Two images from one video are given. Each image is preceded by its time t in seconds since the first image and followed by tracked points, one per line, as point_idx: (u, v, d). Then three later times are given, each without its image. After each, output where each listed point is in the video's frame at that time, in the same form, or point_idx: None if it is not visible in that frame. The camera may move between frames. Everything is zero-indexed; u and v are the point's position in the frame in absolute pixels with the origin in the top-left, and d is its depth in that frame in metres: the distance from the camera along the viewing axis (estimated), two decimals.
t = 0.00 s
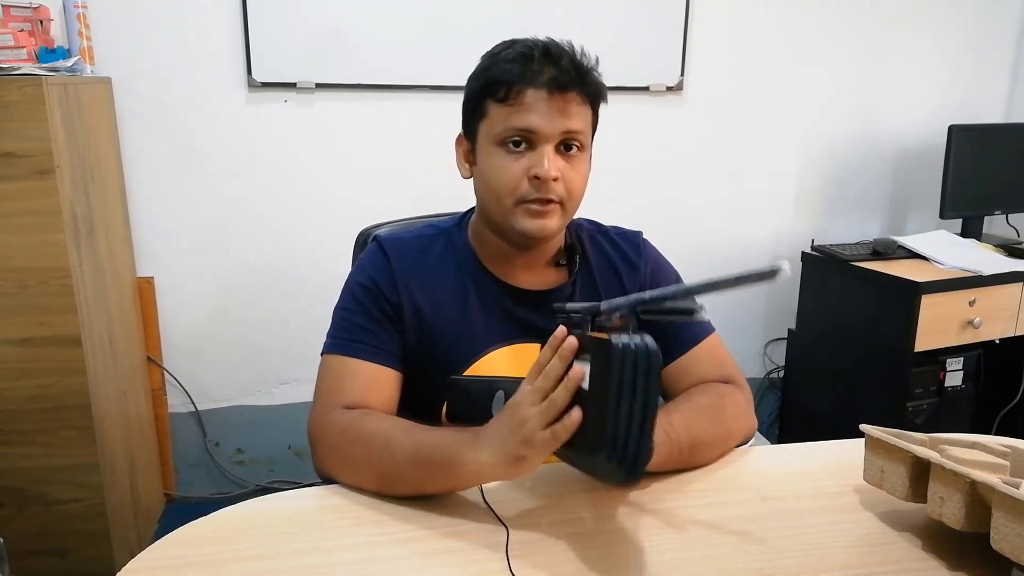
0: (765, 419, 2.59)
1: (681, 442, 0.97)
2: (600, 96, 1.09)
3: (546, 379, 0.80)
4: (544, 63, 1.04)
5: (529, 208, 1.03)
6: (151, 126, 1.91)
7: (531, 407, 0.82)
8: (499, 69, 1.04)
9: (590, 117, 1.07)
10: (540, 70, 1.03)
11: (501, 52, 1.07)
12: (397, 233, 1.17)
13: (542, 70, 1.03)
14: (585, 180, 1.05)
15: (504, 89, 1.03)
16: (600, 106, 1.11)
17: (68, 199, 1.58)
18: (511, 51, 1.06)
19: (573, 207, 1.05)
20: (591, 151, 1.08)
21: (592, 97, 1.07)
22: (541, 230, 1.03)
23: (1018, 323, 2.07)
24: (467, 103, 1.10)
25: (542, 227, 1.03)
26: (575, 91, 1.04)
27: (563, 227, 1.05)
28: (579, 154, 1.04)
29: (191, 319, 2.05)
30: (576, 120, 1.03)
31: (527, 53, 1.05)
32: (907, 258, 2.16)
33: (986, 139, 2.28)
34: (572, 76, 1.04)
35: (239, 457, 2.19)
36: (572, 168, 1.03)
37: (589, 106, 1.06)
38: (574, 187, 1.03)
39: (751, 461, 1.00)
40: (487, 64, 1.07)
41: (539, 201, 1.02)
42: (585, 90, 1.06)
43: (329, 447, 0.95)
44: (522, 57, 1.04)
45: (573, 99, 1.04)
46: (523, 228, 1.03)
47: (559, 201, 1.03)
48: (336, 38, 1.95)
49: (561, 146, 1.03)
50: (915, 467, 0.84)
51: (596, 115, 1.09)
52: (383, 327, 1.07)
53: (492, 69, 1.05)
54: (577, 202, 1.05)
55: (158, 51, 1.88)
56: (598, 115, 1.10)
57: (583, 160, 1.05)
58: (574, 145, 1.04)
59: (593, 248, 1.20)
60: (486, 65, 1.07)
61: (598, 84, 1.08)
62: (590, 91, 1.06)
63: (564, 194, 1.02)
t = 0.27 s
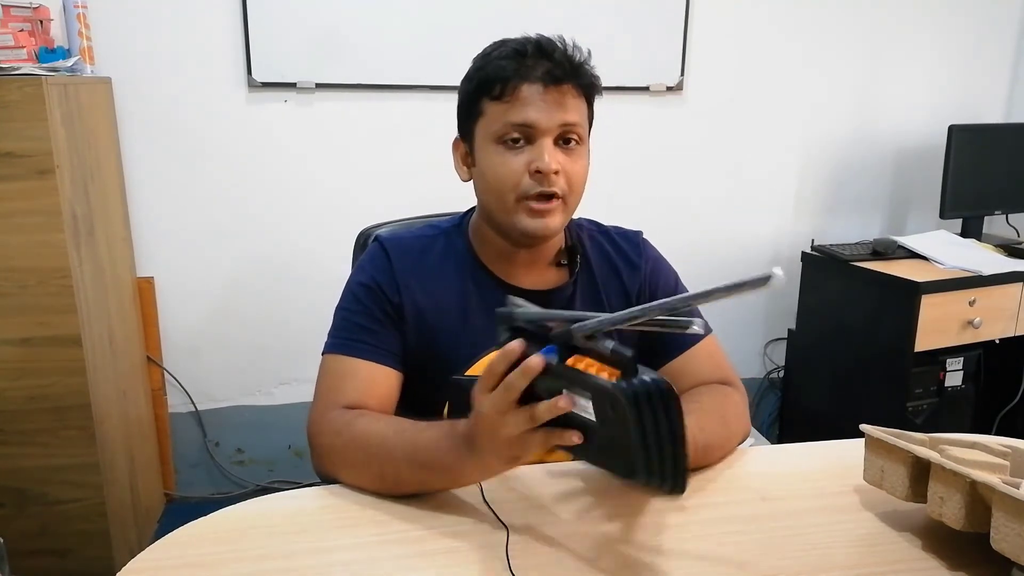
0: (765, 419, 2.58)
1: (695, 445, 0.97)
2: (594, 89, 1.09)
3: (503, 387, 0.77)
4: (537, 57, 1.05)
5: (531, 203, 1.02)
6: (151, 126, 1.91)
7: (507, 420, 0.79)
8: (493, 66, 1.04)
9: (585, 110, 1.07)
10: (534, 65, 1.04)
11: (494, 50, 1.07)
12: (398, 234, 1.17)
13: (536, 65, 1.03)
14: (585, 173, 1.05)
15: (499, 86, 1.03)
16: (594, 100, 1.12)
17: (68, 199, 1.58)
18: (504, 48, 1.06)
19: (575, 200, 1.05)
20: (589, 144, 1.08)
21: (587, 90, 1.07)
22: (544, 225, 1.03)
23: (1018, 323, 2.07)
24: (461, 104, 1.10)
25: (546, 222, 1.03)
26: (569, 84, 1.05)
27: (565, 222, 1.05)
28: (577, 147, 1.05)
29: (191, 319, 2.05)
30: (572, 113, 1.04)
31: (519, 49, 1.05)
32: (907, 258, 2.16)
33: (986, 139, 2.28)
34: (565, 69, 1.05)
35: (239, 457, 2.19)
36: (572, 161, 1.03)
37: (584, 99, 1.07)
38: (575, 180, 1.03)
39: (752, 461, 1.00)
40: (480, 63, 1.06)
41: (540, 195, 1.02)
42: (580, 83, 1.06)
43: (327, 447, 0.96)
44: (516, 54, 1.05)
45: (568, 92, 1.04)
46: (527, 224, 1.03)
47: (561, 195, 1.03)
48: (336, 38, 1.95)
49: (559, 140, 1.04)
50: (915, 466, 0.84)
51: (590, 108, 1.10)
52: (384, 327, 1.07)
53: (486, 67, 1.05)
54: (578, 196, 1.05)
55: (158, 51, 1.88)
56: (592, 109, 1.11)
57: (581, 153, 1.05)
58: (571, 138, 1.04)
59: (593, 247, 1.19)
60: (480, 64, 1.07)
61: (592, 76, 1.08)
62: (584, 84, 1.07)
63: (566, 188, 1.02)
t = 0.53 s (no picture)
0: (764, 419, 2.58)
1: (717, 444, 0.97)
2: (588, 93, 1.08)
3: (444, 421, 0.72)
4: (529, 64, 1.04)
5: (524, 211, 1.03)
6: (151, 126, 1.91)
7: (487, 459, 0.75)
8: (484, 74, 1.03)
9: (579, 115, 1.07)
10: (526, 72, 1.03)
11: (486, 55, 1.06)
12: (395, 234, 1.17)
13: (526, 73, 1.02)
14: (579, 179, 1.05)
15: (491, 94, 1.02)
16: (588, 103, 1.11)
17: (68, 199, 1.58)
18: (495, 55, 1.05)
19: (568, 206, 1.05)
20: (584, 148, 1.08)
21: (581, 95, 1.07)
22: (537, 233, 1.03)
23: (1018, 323, 2.07)
24: (454, 108, 1.10)
25: (538, 229, 1.03)
26: (562, 90, 1.04)
27: (559, 228, 1.06)
28: (571, 153, 1.05)
29: (190, 319, 2.05)
30: (565, 120, 1.03)
31: (512, 55, 1.04)
32: (908, 258, 2.16)
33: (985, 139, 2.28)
34: (558, 76, 1.04)
35: (239, 457, 2.19)
36: (565, 168, 1.03)
37: (578, 104, 1.06)
38: (568, 187, 1.03)
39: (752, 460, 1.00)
40: (470, 70, 1.06)
41: (533, 203, 1.03)
42: (573, 88, 1.05)
43: (324, 448, 0.95)
44: (507, 61, 1.04)
45: (560, 99, 1.03)
46: (519, 231, 1.04)
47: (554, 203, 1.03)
48: (336, 38, 1.95)
49: (552, 148, 1.03)
50: (915, 466, 0.84)
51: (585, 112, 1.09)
52: (382, 326, 1.06)
53: (478, 74, 1.04)
54: (572, 202, 1.05)
55: (158, 52, 1.88)
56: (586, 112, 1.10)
57: (575, 159, 1.05)
58: (564, 145, 1.04)
59: (589, 244, 1.19)
60: (471, 69, 1.06)
61: (586, 80, 1.08)
62: (578, 89, 1.06)
63: (559, 196, 1.03)
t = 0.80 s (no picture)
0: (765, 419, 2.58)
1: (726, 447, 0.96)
2: (582, 92, 1.08)
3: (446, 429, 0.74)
4: (522, 65, 1.04)
5: (519, 211, 1.03)
6: (151, 126, 1.91)
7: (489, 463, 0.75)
8: (476, 75, 1.03)
9: (573, 114, 1.07)
10: (519, 72, 1.03)
11: (480, 55, 1.06)
12: (393, 233, 1.17)
13: (519, 74, 1.02)
14: (574, 179, 1.05)
15: (484, 95, 1.02)
16: (583, 101, 1.11)
17: (68, 199, 1.58)
18: (487, 55, 1.05)
19: (563, 206, 1.05)
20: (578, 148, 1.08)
21: (574, 94, 1.07)
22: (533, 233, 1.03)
23: (1018, 323, 2.07)
24: (448, 109, 1.10)
25: (534, 230, 1.03)
26: (555, 91, 1.04)
27: (554, 227, 1.06)
28: (565, 153, 1.05)
29: (190, 319, 2.05)
30: (559, 121, 1.03)
31: (505, 55, 1.04)
32: (907, 258, 2.16)
33: (986, 139, 2.28)
34: (551, 76, 1.04)
35: (239, 457, 2.19)
36: (560, 169, 1.03)
37: (571, 104, 1.06)
38: (563, 187, 1.03)
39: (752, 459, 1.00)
40: (462, 71, 1.06)
41: (528, 204, 1.03)
42: (567, 88, 1.05)
43: (325, 446, 0.94)
44: (499, 62, 1.04)
45: (554, 100, 1.03)
46: (514, 231, 1.04)
47: (549, 203, 1.03)
48: (335, 38, 1.95)
49: (547, 148, 1.03)
50: (915, 466, 0.84)
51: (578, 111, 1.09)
52: (380, 325, 1.06)
53: (471, 74, 1.04)
54: (567, 201, 1.05)
55: (158, 52, 1.88)
56: (580, 111, 1.10)
57: (570, 159, 1.05)
58: (558, 145, 1.04)
59: (587, 245, 1.20)
60: (464, 69, 1.06)
61: (579, 79, 1.07)
62: (571, 88, 1.06)
63: (553, 196, 1.03)
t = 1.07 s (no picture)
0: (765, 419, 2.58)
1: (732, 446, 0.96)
2: (581, 93, 1.08)
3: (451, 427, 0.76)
4: (522, 66, 1.03)
5: (518, 213, 1.03)
6: (151, 127, 1.91)
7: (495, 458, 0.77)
8: (477, 76, 1.03)
9: (573, 115, 1.07)
10: (518, 74, 1.02)
11: (480, 55, 1.06)
12: (393, 233, 1.17)
13: (518, 76, 1.02)
14: (573, 180, 1.05)
15: (484, 97, 1.02)
16: (583, 102, 1.11)
17: (68, 199, 1.58)
18: (487, 56, 1.05)
19: (562, 207, 1.05)
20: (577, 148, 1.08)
21: (574, 96, 1.07)
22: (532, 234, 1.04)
23: (1018, 323, 2.07)
24: (448, 109, 1.09)
25: (533, 231, 1.04)
26: (555, 93, 1.03)
27: (553, 228, 1.06)
28: (564, 154, 1.05)
29: (190, 319, 2.05)
30: (559, 122, 1.03)
31: (505, 57, 1.04)
32: (907, 258, 2.16)
33: (986, 139, 2.28)
34: (550, 78, 1.03)
35: (239, 457, 2.19)
36: (559, 170, 1.03)
37: (571, 105, 1.06)
38: (562, 189, 1.03)
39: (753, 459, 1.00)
40: (462, 72, 1.05)
41: (527, 206, 1.03)
42: (567, 89, 1.05)
43: (326, 445, 0.94)
44: (499, 63, 1.03)
45: (553, 101, 1.03)
46: (513, 233, 1.04)
47: (548, 204, 1.03)
48: (335, 38, 1.95)
49: (546, 150, 1.03)
50: (915, 466, 0.84)
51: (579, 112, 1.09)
52: (379, 325, 1.07)
53: (472, 76, 1.04)
54: (566, 202, 1.05)
55: (158, 53, 1.88)
56: (580, 112, 1.10)
57: (569, 160, 1.05)
58: (558, 147, 1.04)
59: (586, 245, 1.20)
60: (465, 70, 1.06)
61: (579, 81, 1.07)
62: (571, 90, 1.06)
63: (552, 197, 1.03)
